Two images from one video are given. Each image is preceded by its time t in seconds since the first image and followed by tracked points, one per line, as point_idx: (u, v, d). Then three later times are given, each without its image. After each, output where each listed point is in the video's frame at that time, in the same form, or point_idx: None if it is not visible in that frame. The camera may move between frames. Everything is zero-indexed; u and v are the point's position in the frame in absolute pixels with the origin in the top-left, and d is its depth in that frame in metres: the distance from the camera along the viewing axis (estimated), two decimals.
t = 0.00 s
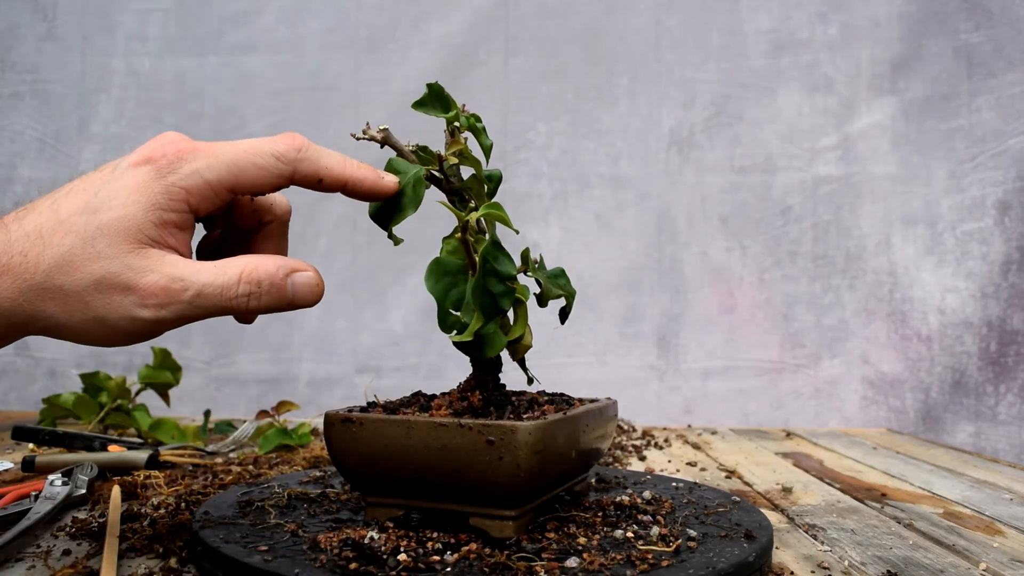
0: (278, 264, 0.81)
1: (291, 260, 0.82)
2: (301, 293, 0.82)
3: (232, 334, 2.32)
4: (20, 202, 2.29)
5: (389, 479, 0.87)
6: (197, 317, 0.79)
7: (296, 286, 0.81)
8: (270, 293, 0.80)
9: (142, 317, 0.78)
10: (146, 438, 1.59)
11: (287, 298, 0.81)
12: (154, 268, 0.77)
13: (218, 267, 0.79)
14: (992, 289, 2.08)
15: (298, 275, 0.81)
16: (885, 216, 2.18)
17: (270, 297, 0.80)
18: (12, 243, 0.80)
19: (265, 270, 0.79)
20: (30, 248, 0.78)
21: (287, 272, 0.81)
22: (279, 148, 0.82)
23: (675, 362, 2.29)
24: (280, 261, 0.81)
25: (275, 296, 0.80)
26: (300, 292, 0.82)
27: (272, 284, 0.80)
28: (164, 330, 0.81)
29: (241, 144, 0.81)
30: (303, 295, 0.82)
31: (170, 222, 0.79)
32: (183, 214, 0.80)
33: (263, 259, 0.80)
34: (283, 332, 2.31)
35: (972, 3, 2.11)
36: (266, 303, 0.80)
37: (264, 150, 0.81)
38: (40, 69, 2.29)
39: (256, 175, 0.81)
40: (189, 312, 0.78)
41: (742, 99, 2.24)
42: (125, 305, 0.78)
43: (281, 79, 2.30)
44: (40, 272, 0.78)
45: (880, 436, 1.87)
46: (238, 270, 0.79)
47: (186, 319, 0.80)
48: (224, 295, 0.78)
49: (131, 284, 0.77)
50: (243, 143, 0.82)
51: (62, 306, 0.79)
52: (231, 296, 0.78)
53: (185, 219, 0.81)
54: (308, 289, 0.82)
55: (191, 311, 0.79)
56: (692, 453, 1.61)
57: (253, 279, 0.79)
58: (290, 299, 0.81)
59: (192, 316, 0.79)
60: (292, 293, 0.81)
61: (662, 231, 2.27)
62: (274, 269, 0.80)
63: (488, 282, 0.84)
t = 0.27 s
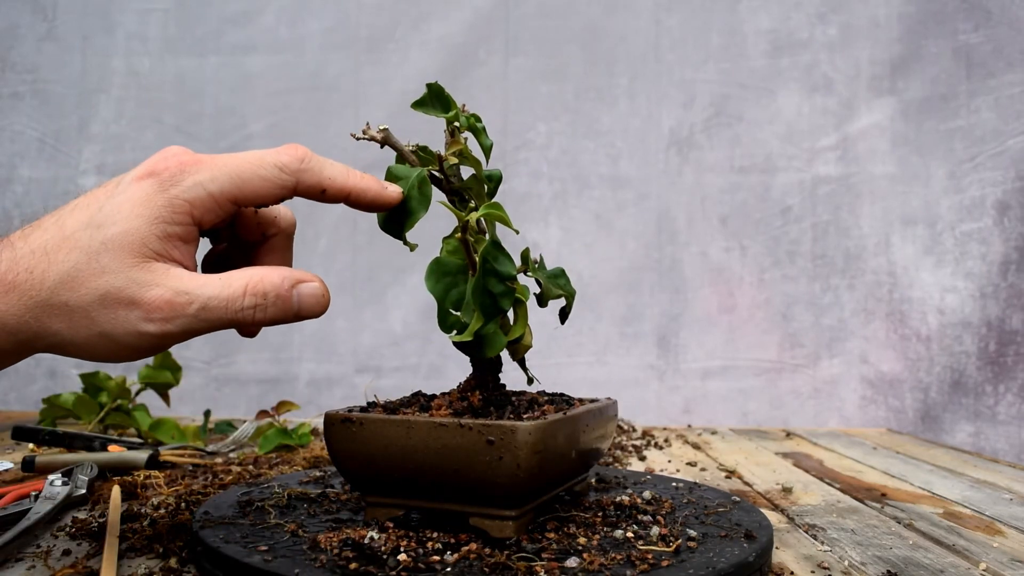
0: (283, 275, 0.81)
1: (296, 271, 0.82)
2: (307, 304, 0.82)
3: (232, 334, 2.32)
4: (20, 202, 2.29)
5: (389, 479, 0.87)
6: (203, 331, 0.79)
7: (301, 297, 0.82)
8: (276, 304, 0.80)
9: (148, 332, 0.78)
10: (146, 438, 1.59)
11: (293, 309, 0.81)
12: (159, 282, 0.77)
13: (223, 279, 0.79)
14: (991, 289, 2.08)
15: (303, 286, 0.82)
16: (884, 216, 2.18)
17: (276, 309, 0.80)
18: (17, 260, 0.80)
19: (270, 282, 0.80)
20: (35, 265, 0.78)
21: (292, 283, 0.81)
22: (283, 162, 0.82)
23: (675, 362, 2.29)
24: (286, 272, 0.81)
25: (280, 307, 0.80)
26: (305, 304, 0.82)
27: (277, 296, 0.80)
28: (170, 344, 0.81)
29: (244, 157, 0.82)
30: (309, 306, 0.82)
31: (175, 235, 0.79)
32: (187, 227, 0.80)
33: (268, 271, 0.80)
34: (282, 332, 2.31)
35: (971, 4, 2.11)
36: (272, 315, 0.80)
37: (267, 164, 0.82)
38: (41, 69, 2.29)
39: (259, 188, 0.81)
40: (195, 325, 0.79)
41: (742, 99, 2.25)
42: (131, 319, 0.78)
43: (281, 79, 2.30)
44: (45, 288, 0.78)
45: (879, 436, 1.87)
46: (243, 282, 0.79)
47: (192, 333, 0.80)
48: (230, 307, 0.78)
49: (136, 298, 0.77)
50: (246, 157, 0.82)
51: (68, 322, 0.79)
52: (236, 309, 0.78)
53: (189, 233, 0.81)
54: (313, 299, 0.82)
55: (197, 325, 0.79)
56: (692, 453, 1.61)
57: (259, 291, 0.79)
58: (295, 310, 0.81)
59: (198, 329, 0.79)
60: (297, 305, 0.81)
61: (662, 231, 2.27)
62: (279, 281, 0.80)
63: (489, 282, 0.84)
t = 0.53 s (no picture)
0: (279, 292, 0.80)
1: (292, 287, 0.82)
2: (303, 320, 0.81)
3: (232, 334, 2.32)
4: (20, 201, 2.29)
5: (389, 479, 0.87)
6: (199, 346, 0.79)
7: (297, 314, 0.81)
8: (272, 321, 0.79)
9: (143, 346, 0.78)
10: (146, 438, 1.59)
11: (289, 325, 0.81)
12: (154, 297, 0.77)
13: (218, 295, 0.78)
14: (990, 289, 2.08)
15: (299, 302, 0.81)
16: (884, 216, 2.18)
17: (272, 325, 0.80)
18: (13, 273, 0.80)
19: (267, 298, 0.79)
20: (32, 279, 0.78)
21: (288, 300, 0.81)
22: (281, 179, 0.82)
23: (675, 362, 2.29)
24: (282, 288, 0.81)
25: (276, 324, 0.80)
26: (302, 320, 0.81)
27: (273, 312, 0.79)
28: (166, 358, 0.81)
29: (241, 174, 0.81)
30: (306, 322, 0.82)
31: (170, 250, 0.79)
32: (184, 243, 0.80)
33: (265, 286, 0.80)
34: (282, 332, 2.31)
35: (971, 4, 2.11)
36: (267, 331, 0.80)
37: (264, 181, 0.81)
38: (41, 69, 2.29)
39: (256, 205, 0.81)
40: (191, 341, 0.78)
41: (741, 99, 2.25)
42: (126, 334, 0.78)
43: (281, 79, 2.30)
44: (41, 302, 0.78)
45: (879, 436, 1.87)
46: (239, 299, 0.78)
47: (188, 348, 0.80)
48: (225, 324, 0.78)
49: (131, 314, 0.77)
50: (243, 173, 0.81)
51: (65, 336, 0.79)
52: (231, 326, 0.78)
53: (185, 249, 0.80)
54: (309, 315, 0.82)
55: (193, 340, 0.78)
56: (692, 453, 1.61)
57: (254, 308, 0.78)
58: (292, 327, 0.81)
59: (193, 345, 0.79)
60: (293, 322, 0.81)
61: (662, 231, 2.27)
62: (275, 297, 0.79)
63: (488, 282, 0.84)
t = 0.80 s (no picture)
0: (272, 281, 0.80)
1: (286, 277, 0.82)
2: (298, 307, 0.81)
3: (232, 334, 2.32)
4: (20, 201, 2.29)
5: (389, 479, 0.87)
6: (194, 336, 0.79)
7: (291, 302, 0.81)
8: (266, 310, 0.79)
9: (139, 339, 0.78)
10: (145, 438, 1.59)
11: (284, 315, 0.81)
12: (149, 289, 0.77)
13: (212, 286, 0.78)
14: (989, 289, 2.08)
15: (293, 292, 0.81)
16: (883, 217, 2.18)
17: (267, 314, 0.80)
18: (7, 268, 0.80)
19: (260, 286, 0.79)
20: (26, 273, 0.78)
21: (282, 288, 0.81)
22: (273, 170, 0.82)
23: (674, 362, 2.29)
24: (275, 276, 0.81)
25: (270, 313, 0.80)
26: (296, 309, 0.81)
27: (267, 301, 0.79)
28: (162, 350, 0.81)
29: (233, 165, 0.81)
30: (300, 310, 0.81)
31: (163, 242, 0.79)
32: (176, 234, 0.80)
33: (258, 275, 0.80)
34: (282, 332, 2.31)
35: (970, 5, 2.11)
36: (262, 321, 0.80)
37: (257, 171, 0.81)
38: (41, 69, 2.29)
39: (248, 196, 0.81)
40: (186, 332, 0.79)
41: (741, 99, 2.25)
42: (121, 326, 0.78)
43: (281, 79, 2.30)
44: (34, 296, 0.78)
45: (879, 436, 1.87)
46: (233, 289, 0.78)
47: (183, 339, 0.80)
48: (219, 314, 0.78)
49: (126, 305, 0.77)
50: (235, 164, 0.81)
51: (59, 330, 0.79)
52: (226, 316, 0.78)
53: (178, 241, 0.80)
54: (306, 302, 0.82)
55: (188, 331, 0.79)
56: (692, 453, 1.61)
57: (249, 297, 0.78)
58: (286, 316, 0.81)
59: (188, 335, 0.79)
60: (287, 311, 0.81)
61: (662, 231, 2.27)
62: (269, 286, 0.79)
63: (488, 282, 0.84)
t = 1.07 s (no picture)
0: (270, 281, 0.80)
1: (284, 276, 0.81)
2: (296, 306, 0.81)
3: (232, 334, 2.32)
4: (20, 201, 2.29)
5: (389, 479, 0.87)
6: (192, 337, 0.79)
7: (289, 303, 0.81)
8: (264, 311, 0.79)
9: (137, 339, 0.78)
10: (146, 438, 1.59)
11: (281, 315, 0.81)
12: (146, 290, 0.77)
13: (210, 286, 0.78)
14: (989, 289, 2.08)
15: (291, 292, 0.81)
16: (883, 217, 2.19)
17: (264, 314, 0.80)
18: (6, 269, 0.80)
19: (259, 286, 0.79)
20: (26, 273, 0.79)
21: (280, 288, 0.80)
22: (272, 172, 0.82)
23: (674, 362, 2.29)
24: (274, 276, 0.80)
25: (268, 313, 0.80)
26: (294, 309, 0.81)
27: (265, 301, 0.79)
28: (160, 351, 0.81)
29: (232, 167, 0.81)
30: (298, 310, 0.81)
31: (161, 242, 0.79)
32: (174, 236, 0.80)
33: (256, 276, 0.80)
34: (283, 332, 2.31)
35: (970, 5, 2.11)
36: (260, 321, 0.80)
37: (256, 173, 0.81)
38: (41, 69, 2.29)
39: (246, 197, 0.80)
40: (184, 332, 0.78)
41: (741, 99, 2.25)
42: (119, 326, 0.78)
43: (281, 79, 2.30)
44: (33, 297, 0.78)
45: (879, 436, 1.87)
46: (231, 289, 0.78)
47: (181, 340, 0.80)
48: (217, 314, 0.78)
49: (123, 306, 0.77)
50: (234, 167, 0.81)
51: (58, 330, 0.80)
52: (224, 316, 0.78)
53: (177, 241, 0.80)
54: (303, 301, 0.81)
55: (186, 331, 0.79)
56: (692, 453, 1.61)
57: (247, 297, 0.78)
58: (284, 316, 0.81)
59: (186, 337, 0.79)
60: (285, 311, 0.81)
61: (662, 232, 2.28)
62: (267, 286, 0.79)
63: (488, 282, 0.84)
